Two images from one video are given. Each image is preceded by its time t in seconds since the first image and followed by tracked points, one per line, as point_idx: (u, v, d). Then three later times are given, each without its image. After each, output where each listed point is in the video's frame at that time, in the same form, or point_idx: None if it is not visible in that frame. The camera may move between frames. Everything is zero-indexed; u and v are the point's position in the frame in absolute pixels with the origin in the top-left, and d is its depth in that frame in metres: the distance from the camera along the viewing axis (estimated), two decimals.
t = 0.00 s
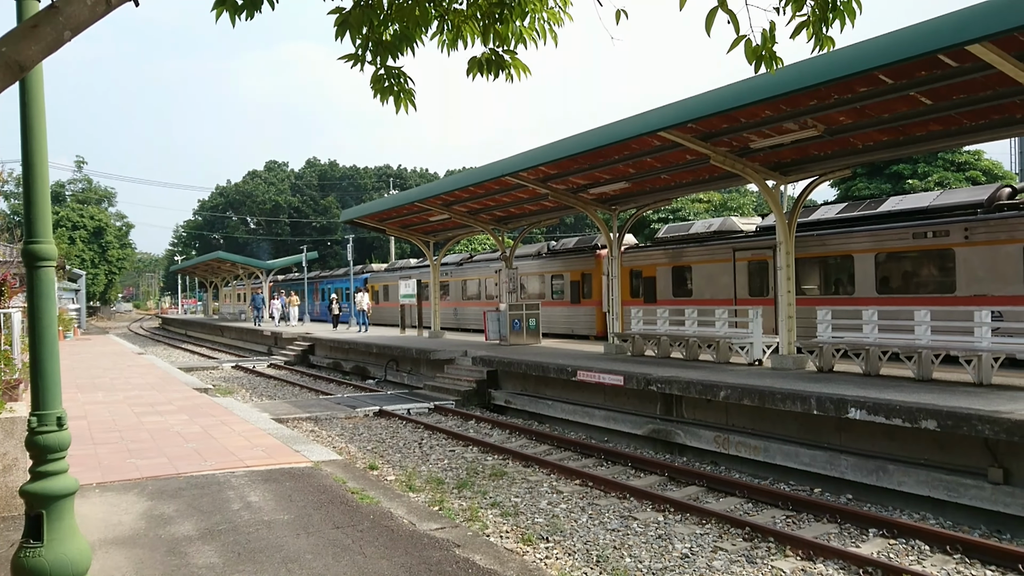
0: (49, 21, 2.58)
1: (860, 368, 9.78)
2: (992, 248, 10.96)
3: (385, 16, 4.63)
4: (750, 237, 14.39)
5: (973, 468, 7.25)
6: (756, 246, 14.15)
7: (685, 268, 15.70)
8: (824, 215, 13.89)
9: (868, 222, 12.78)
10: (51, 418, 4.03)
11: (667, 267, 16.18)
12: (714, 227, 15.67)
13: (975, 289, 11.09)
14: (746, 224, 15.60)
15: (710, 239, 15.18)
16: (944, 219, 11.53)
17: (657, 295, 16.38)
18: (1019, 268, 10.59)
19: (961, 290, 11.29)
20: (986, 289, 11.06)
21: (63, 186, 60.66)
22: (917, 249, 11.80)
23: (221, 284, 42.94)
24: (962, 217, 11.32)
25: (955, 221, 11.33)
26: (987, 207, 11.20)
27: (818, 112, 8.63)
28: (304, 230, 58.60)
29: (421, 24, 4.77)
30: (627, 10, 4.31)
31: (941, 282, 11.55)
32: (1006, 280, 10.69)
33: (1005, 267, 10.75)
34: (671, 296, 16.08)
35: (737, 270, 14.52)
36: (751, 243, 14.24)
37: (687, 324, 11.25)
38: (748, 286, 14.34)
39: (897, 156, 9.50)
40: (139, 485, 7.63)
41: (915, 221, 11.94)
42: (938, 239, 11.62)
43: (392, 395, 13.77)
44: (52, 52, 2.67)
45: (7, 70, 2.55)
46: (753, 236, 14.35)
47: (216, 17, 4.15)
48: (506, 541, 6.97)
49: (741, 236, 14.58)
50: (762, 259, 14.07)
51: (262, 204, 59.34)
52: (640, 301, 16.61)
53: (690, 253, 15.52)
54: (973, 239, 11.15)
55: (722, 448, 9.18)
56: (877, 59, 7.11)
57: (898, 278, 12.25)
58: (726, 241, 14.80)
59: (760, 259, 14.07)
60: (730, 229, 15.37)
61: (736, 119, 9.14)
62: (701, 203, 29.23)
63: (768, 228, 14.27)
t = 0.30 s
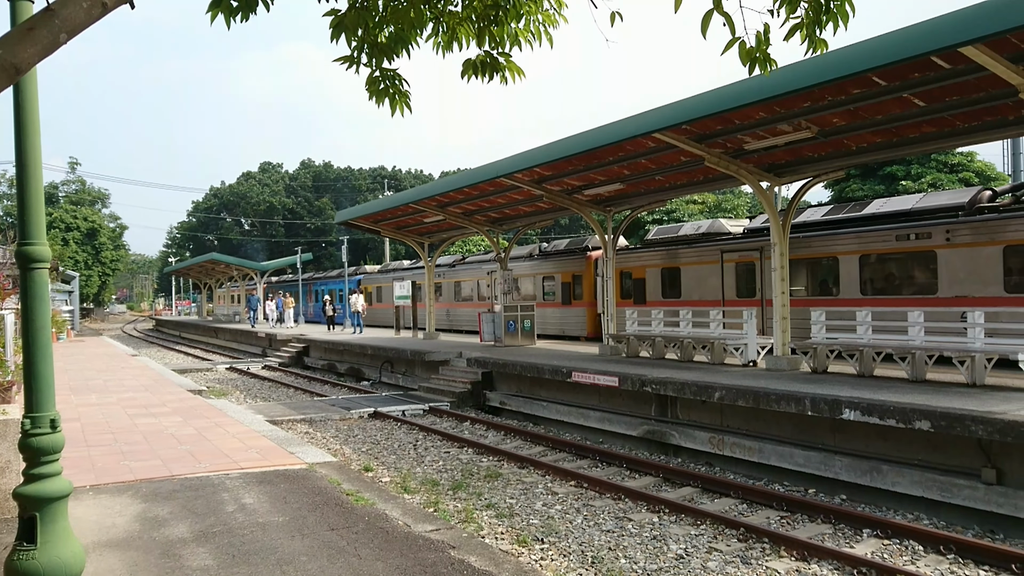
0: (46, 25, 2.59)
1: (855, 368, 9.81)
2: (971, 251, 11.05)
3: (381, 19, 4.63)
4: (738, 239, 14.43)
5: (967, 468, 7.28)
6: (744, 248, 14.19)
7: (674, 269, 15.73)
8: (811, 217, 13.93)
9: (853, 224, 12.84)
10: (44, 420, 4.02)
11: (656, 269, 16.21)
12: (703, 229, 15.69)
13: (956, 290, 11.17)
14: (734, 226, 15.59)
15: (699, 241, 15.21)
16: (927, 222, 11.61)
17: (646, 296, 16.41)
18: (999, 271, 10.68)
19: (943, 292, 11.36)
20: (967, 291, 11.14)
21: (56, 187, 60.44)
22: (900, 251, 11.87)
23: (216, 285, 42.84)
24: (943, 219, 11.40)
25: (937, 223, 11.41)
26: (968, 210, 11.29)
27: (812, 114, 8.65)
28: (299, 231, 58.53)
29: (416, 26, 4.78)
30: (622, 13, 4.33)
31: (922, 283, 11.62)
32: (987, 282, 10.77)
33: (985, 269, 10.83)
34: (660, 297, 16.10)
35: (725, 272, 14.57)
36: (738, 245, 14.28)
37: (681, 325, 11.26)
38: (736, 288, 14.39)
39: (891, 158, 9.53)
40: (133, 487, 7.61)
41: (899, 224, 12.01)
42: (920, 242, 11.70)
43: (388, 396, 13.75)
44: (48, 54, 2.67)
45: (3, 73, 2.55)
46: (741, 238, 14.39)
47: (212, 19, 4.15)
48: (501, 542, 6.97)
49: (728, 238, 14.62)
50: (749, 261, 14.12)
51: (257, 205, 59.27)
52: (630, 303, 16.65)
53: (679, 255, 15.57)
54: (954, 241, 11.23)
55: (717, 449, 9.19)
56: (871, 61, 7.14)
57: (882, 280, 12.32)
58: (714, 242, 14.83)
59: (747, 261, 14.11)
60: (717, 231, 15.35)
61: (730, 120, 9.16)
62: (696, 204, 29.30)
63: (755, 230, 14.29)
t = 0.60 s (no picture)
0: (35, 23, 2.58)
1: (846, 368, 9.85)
2: (948, 252, 11.26)
3: (373, 19, 4.62)
4: (721, 239, 14.48)
5: (957, 468, 7.32)
6: (728, 248, 14.24)
7: (660, 270, 15.79)
8: (794, 219, 13.99)
9: (834, 225, 12.99)
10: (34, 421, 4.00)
11: (642, 269, 16.25)
12: (688, 230, 15.74)
13: (933, 291, 11.38)
14: (718, 228, 15.64)
15: (684, 242, 15.25)
16: (905, 223, 11.79)
17: (632, 296, 16.45)
18: (975, 272, 10.89)
19: (921, 292, 11.58)
20: (944, 291, 11.35)
21: (46, 187, 60.13)
22: (879, 252, 12.03)
23: (207, 285, 42.66)
24: (922, 221, 11.59)
25: (915, 225, 11.59)
26: (944, 211, 11.38)
27: (803, 114, 8.68)
28: (291, 231, 58.40)
29: (408, 25, 4.78)
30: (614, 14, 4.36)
31: (904, 283, 11.78)
32: (964, 283, 10.98)
33: (962, 270, 11.05)
34: (646, 298, 16.14)
35: (709, 273, 14.62)
36: (722, 245, 14.32)
37: (673, 325, 11.27)
38: (720, 288, 14.44)
39: (881, 159, 9.57)
40: (124, 488, 7.58)
41: (878, 225, 12.18)
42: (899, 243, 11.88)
43: (380, 396, 13.72)
44: (37, 53, 2.66)
45: None
46: (724, 238, 14.43)
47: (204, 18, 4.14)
48: (493, 543, 6.97)
49: (712, 239, 14.67)
50: (733, 262, 14.17)
51: (249, 205, 59.11)
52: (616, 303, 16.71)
53: (664, 256, 15.65)
54: (932, 242, 11.43)
55: (709, 449, 9.22)
56: (862, 62, 7.17)
57: (861, 280, 12.52)
58: (699, 243, 14.88)
59: (731, 262, 14.17)
60: (704, 232, 15.37)
61: (722, 121, 9.18)
62: (688, 204, 29.36)
63: (739, 230, 14.31)
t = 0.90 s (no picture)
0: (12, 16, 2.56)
1: (833, 368, 9.89)
2: (919, 253, 11.44)
3: (360, 16, 4.61)
4: (702, 240, 14.53)
5: (943, 466, 7.37)
6: (709, 248, 14.30)
7: (642, 269, 15.85)
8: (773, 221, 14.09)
9: (812, 226, 13.18)
10: (18, 420, 3.97)
11: (625, 269, 16.31)
12: (670, 230, 15.81)
13: (906, 290, 11.55)
14: (700, 228, 15.70)
15: (666, 242, 15.31)
16: (880, 224, 11.96)
17: (615, 296, 16.51)
18: (946, 272, 11.06)
19: (893, 292, 11.75)
20: (916, 291, 11.52)
21: (33, 185, 59.68)
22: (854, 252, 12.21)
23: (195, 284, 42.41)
24: (895, 222, 11.76)
25: (889, 226, 11.77)
26: (918, 212, 11.57)
27: (792, 114, 8.72)
28: (281, 230, 58.19)
29: (396, 23, 4.77)
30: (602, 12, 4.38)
31: (878, 283, 11.93)
32: (935, 283, 11.15)
33: (933, 270, 11.22)
34: (629, 297, 16.23)
35: (690, 273, 14.68)
36: (703, 246, 14.38)
37: (662, 325, 11.29)
38: (701, 288, 14.50)
39: (868, 159, 9.62)
40: (110, 488, 7.53)
41: (853, 226, 12.36)
42: (873, 244, 12.06)
43: (369, 395, 13.70)
44: (13, 47, 2.65)
45: None
46: (705, 238, 14.49)
47: (190, 14, 4.12)
48: (482, 542, 6.97)
49: (694, 239, 14.72)
50: (713, 262, 14.23)
51: (238, 204, 58.88)
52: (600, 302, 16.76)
53: (646, 256, 15.75)
54: (905, 243, 11.61)
55: (698, 448, 9.24)
56: (850, 62, 7.19)
57: (838, 280, 12.68)
58: (680, 243, 14.93)
59: (711, 262, 14.22)
60: (686, 233, 15.38)
61: (711, 121, 9.21)
62: (678, 204, 29.44)
63: (721, 231, 14.36)
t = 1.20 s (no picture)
0: None
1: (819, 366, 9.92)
2: (888, 253, 11.71)
3: (346, 13, 4.59)
4: (680, 239, 14.66)
5: (926, 463, 7.43)
6: (686, 247, 14.45)
7: (622, 268, 15.97)
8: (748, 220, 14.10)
9: (786, 226, 13.36)
10: None
11: (605, 267, 16.41)
12: (649, 230, 15.68)
13: (875, 289, 11.82)
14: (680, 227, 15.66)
15: (643, 241, 15.40)
16: (850, 225, 12.19)
17: (596, 295, 16.61)
18: (914, 271, 11.35)
19: (863, 291, 12.00)
20: (885, 289, 11.79)
21: (16, 181, 59.09)
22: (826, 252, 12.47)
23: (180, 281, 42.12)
24: (865, 223, 12.01)
25: (859, 227, 12.01)
26: (887, 213, 11.77)
27: (778, 114, 8.76)
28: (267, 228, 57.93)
29: (382, 19, 4.76)
30: (589, 9, 4.40)
31: (849, 282, 12.18)
32: (903, 282, 11.43)
33: (901, 270, 11.49)
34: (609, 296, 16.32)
35: (668, 272, 14.81)
36: (681, 245, 14.52)
37: (649, 323, 11.32)
38: (678, 286, 14.65)
39: (853, 158, 9.68)
40: (93, 487, 7.47)
41: (825, 226, 12.57)
42: (844, 244, 12.30)
43: (355, 393, 13.65)
44: None
45: None
46: (682, 237, 14.61)
47: (174, 9, 4.10)
48: (468, 539, 6.96)
49: (671, 238, 14.84)
50: (690, 261, 14.37)
51: (224, 201, 58.57)
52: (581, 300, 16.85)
53: (626, 255, 15.83)
54: (874, 243, 11.87)
55: (684, 445, 9.28)
56: (836, 61, 7.22)
57: (810, 278, 12.92)
58: (658, 243, 15.03)
59: (688, 261, 14.36)
60: (664, 233, 15.27)
61: (697, 120, 9.23)
62: (665, 203, 29.52)
63: (698, 230, 14.47)
